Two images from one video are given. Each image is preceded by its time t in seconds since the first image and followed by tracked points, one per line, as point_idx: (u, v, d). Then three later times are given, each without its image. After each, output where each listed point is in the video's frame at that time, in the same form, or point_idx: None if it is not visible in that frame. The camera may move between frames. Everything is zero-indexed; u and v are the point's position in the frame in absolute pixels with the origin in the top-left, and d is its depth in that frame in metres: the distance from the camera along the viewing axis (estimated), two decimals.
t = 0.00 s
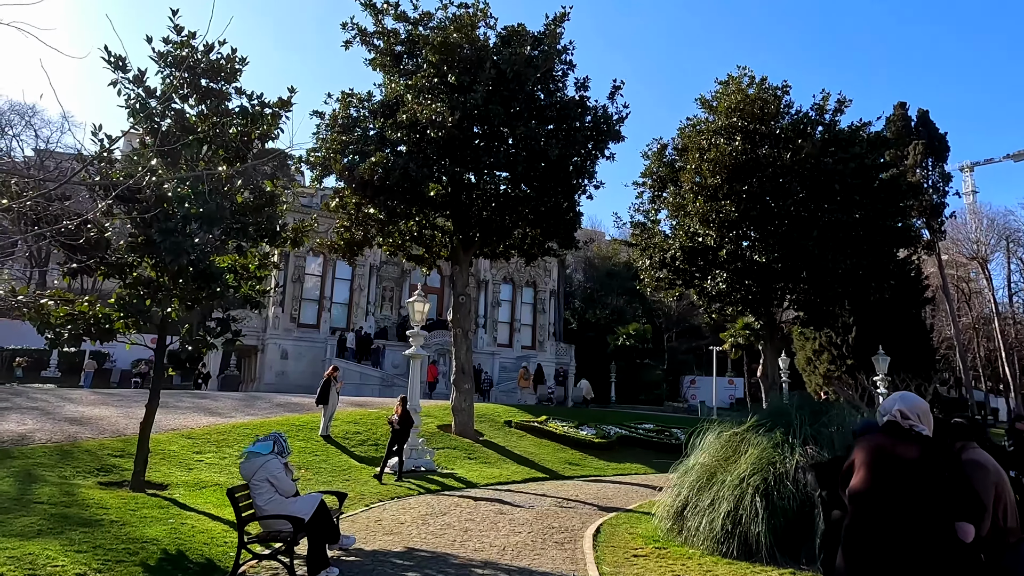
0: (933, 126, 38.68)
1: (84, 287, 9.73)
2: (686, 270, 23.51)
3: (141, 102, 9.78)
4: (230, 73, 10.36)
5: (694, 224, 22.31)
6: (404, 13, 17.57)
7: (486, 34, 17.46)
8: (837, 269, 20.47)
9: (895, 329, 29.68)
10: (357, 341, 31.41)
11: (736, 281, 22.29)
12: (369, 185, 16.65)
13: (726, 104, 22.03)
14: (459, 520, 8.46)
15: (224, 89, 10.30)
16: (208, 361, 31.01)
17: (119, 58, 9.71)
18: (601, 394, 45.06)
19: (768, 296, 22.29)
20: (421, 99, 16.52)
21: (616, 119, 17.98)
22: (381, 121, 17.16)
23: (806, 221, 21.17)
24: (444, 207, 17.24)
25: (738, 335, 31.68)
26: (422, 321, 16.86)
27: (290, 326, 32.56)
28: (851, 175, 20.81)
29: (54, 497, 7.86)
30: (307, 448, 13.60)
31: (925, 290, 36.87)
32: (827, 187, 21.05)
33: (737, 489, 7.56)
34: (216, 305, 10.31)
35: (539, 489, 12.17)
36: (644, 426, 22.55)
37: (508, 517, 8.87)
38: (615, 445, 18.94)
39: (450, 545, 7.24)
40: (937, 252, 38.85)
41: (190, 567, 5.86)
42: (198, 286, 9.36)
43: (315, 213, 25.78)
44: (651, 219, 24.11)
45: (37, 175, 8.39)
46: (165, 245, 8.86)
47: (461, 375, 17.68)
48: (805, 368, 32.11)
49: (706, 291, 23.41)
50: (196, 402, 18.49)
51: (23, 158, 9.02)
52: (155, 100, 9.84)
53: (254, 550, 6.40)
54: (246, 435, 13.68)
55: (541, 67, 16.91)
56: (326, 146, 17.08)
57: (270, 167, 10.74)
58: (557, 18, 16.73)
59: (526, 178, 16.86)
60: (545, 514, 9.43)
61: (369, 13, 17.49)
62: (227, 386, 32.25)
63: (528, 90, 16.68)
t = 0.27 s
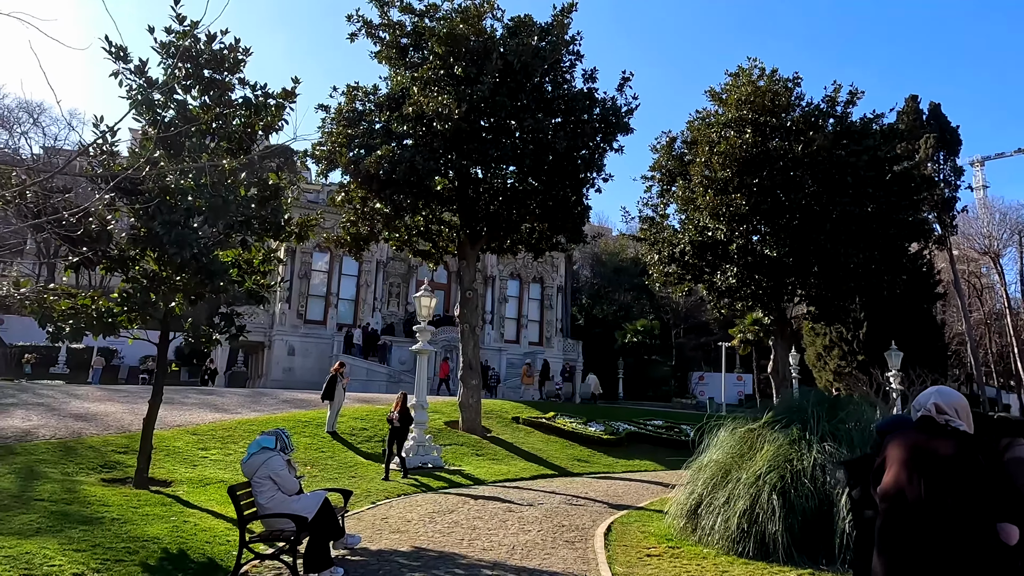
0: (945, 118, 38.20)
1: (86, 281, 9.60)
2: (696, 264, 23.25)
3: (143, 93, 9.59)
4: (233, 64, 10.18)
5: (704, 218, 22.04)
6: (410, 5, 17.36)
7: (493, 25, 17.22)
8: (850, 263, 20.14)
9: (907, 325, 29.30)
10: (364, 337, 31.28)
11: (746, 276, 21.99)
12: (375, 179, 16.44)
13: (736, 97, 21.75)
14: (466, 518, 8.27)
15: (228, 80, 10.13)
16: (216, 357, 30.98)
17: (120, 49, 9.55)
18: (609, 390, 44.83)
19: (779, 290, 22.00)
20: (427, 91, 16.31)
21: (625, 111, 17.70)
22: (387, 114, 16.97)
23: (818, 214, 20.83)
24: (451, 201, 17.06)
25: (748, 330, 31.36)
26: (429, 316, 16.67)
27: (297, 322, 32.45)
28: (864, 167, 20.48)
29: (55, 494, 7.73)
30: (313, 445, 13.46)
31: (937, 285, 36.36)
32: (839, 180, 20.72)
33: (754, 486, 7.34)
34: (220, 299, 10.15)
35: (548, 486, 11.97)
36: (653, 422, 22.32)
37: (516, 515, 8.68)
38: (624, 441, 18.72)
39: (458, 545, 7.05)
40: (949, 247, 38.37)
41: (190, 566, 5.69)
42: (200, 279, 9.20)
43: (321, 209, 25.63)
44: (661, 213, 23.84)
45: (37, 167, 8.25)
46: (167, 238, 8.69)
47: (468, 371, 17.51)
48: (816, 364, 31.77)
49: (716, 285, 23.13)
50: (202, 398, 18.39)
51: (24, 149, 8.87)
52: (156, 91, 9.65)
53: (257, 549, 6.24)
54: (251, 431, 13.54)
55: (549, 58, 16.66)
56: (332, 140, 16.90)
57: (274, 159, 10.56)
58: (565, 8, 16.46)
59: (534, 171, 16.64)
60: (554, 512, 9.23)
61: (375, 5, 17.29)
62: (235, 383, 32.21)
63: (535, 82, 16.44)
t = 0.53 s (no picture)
0: (957, 111, 37.70)
1: (85, 274, 9.43)
2: (705, 259, 22.97)
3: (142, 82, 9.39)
4: (235, 51, 9.96)
5: (713, 212, 21.74)
6: None
7: (499, 16, 16.96)
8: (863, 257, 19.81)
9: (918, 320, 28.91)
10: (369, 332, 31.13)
11: (756, 270, 21.67)
12: (379, 171, 16.23)
13: (745, 88, 21.41)
14: (472, 516, 8.06)
15: (228, 69, 9.91)
16: (222, 353, 30.91)
17: (119, 36, 9.35)
18: (616, 386, 44.57)
19: (789, 285, 21.68)
20: (432, 82, 16.08)
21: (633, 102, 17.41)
22: (392, 106, 16.74)
23: (830, 207, 20.49)
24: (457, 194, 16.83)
25: (756, 326, 31.03)
26: (434, 310, 16.47)
27: (302, 318, 32.33)
28: (877, 159, 20.13)
29: (52, 490, 7.56)
30: (317, 440, 13.29)
31: (949, 280, 35.90)
32: (851, 172, 20.40)
33: (769, 483, 7.09)
34: (221, 292, 9.97)
35: (555, 483, 11.75)
36: (662, 418, 22.07)
37: (524, 513, 8.46)
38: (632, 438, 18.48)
39: (464, 544, 6.83)
40: (961, 242, 37.89)
41: (187, 566, 5.50)
42: (200, 272, 9.01)
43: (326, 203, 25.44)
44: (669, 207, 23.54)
45: (33, 156, 8.07)
46: (167, 229, 8.51)
47: (474, 366, 17.30)
48: (825, 360, 31.42)
49: (725, 280, 22.83)
50: (207, 393, 18.26)
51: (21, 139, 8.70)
52: (156, 79, 9.46)
53: (256, 548, 6.04)
54: (255, 427, 13.38)
55: (556, 48, 16.40)
56: (336, 132, 16.70)
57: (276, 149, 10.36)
58: None
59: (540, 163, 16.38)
60: (562, 509, 9.01)
61: None
62: (241, 378, 32.12)
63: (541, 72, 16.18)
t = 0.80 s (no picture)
0: (967, 104, 37.27)
1: (83, 267, 9.25)
2: (712, 253, 22.70)
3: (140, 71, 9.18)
4: (234, 41, 9.75)
5: (720, 205, 21.46)
6: None
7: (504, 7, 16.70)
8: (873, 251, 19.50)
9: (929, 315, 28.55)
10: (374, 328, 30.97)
11: (765, 264, 21.39)
12: (383, 164, 16.02)
13: (754, 80, 21.11)
14: (478, 515, 7.85)
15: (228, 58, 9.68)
16: (226, 349, 30.82)
17: (117, 25, 9.15)
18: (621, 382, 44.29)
19: (799, 279, 21.40)
20: (436, 74, 15.86)
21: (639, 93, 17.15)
22: (395, 98, 16.53)
23: (839, 201, 20.19)
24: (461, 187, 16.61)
25: (763, 321, 30.73)
26: (439, 305, 16.27)
27: (307, 314, 32.20)
28: (888, 152, 19.82)
29: (48, 488, 7.38)
30: (321, 437, 13.12)
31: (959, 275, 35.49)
32: (861, 165, 20.10)
33: (785, 481, 6.87)
34: (221, 287, 9.77)
35: (562, 480, 11.56)
36: (669, 414, 21.84)
37: (530, 512, 8.25)
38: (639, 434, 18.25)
39: (470, 543, 6.63)
40: (971, 236, 37.47)
41: (183, 567, 5.31)
42: (199, 266, 8.80)
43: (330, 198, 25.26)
44: (676, 201, 23.27)
45: (29, 146, 7.90)
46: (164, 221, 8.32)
47: (479, 362, 17.11)
48: (833, 355, 31.11)
49: (733, 275, 22.55)
50: (210, 390, 18.12)
51: (15, 129, 8.52)
52: (154, 69, 9.26)
53: (254, 548, 5.85)
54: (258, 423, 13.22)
55: (562, 39, 16.15)
56: (339, 125, 16.50)
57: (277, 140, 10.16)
58: None
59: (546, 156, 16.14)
60: (570, 507, 8.80)
61: None
62: (246, 374, 32.04)
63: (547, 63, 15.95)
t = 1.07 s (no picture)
0: (977, 96, 36.84)
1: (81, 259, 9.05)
2: (720, 247, 22.42)
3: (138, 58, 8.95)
4: (234, 27, 9.52)
5: (728, 198, 21.18)
6: None
7: None
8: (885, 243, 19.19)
9: (939, 309, 28.22)
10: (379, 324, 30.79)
11: (774, 258, 21.09)
12: (387, 156, 15.79)
13: (763, 70, 20.77)
14: (486, 512, 7.63)
15: (228, 45, 9.41)
16: (231, 345, 30.69)
17: (114, 11, 8.93)
18: (627, 378, 44.05)
19: (808, 273, 21.10)
20: (441, 64, 15.61)
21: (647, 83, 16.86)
22: (400, 89, 16.29)
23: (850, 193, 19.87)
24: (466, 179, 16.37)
25: (771, 316, 30.43)
26: (444, 299, 16.04)
27: (311, 310, 32.02)
28: (900, 142, 19.50)
29: (45, 483, 7.19)
30: (325, 432, 12.92)
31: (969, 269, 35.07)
32: (873, 156, 19.77)
33: (803, 477, 6.64)
34: (222, 279, 9.56)
35: (570, 476, 11.33)
36: (677, 410, 21.59)
37: (539, 508, 8.03)
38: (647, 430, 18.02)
39: (477, 541, 6.40)
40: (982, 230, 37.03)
41: (180, 566, 5.10)
42: (199, 256, 8.59)
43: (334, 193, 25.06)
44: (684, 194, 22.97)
45: (23, 132, 7.69)
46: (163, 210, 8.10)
47: (485, 356, 16.89)
48: (842, 351, 30.78)
49: (741, 269, 22.25)
50: (213, 385, 17.96)
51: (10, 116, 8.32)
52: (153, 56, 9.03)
53: (255, 546, 5.64)
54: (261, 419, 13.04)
55: (568, 27, 15.87)
56: (343, 117, 16.28)
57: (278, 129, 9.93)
58: None
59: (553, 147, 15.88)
60: (579, 504, 8.57)
61: None
62: (250, 370, 31.91)
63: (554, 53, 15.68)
